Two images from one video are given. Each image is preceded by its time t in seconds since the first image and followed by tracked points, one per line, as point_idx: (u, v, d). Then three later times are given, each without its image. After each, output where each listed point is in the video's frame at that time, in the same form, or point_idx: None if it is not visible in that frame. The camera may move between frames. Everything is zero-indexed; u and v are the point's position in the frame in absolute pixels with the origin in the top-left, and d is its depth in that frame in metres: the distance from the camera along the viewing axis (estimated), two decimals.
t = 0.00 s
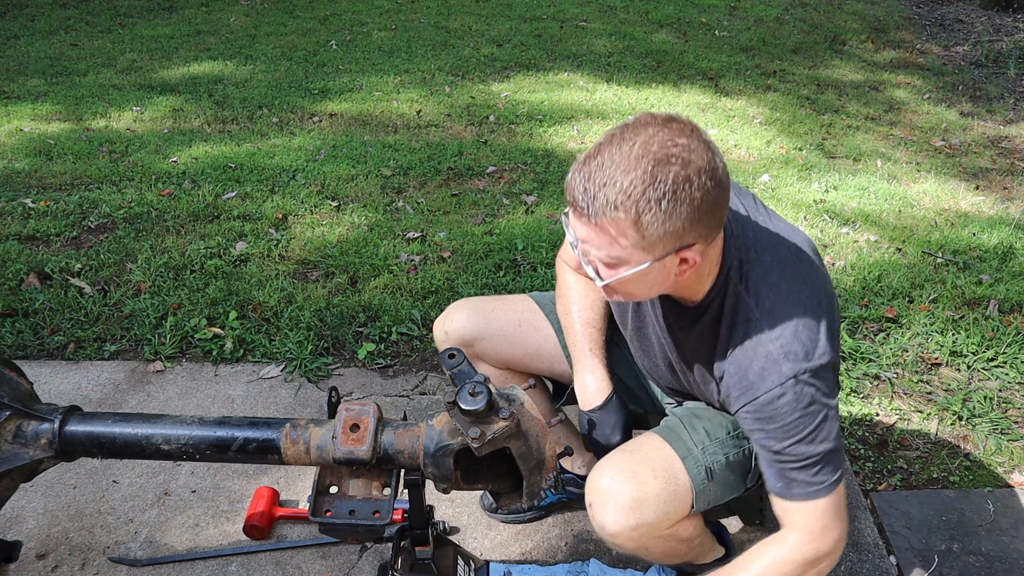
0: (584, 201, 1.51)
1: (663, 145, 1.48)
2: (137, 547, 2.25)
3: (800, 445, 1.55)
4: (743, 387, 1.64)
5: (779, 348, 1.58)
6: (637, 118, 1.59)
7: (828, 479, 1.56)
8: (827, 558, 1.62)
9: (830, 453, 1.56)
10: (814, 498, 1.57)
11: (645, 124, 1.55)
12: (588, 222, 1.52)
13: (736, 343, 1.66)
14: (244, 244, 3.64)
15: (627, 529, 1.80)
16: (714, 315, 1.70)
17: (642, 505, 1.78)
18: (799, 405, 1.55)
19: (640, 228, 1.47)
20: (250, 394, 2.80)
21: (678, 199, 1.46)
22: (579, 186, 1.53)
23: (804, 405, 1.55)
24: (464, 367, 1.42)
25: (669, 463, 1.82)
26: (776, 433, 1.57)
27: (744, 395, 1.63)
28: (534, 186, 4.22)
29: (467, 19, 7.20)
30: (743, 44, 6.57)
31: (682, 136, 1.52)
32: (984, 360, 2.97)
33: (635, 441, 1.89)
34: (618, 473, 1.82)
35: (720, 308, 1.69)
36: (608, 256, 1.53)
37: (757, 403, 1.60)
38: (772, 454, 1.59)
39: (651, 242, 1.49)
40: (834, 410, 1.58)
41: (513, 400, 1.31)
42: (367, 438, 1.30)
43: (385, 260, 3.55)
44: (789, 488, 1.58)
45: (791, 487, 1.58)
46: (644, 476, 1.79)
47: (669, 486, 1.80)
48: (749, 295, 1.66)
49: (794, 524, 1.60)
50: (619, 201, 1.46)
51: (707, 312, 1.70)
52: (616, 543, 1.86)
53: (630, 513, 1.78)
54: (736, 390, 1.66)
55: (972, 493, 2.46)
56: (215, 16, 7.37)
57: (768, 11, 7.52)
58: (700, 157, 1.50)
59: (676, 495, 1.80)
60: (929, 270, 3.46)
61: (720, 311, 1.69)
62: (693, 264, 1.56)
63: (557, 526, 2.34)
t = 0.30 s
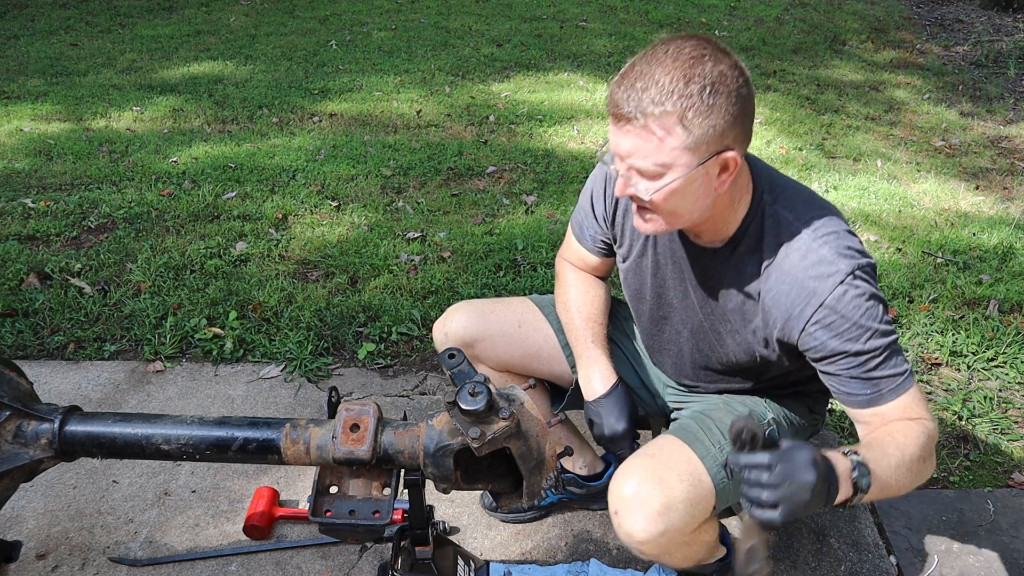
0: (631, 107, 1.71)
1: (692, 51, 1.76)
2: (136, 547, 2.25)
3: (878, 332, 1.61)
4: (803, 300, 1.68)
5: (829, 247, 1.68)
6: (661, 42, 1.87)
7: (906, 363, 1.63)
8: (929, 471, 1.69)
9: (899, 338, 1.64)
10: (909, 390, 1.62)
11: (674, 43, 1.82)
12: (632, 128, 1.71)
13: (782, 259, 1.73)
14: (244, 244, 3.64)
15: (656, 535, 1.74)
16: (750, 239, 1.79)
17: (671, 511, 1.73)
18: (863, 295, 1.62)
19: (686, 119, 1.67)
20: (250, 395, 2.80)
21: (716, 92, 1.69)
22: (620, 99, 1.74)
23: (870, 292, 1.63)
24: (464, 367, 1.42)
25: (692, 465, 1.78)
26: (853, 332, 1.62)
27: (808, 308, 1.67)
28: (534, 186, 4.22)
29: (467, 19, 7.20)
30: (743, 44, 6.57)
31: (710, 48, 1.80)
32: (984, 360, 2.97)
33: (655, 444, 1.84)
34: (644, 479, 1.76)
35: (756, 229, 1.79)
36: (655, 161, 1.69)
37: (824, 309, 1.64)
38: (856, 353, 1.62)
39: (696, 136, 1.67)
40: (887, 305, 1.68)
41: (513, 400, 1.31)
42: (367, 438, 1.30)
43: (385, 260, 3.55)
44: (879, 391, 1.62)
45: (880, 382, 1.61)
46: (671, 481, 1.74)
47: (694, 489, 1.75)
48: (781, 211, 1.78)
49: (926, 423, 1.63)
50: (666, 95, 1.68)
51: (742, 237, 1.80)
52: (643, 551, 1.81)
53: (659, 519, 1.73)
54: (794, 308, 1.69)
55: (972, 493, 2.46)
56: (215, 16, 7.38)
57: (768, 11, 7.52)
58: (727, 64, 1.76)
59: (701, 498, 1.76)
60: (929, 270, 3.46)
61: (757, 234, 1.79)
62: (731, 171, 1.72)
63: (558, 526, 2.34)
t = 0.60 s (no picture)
0: (686, 71, 1.79)
1: (730, 11, 1.86)
2: (136, 547, 2.25)
3: (898, 283, 1.71)
4: (830, 246, 1.78)
5: (861, 201, 1.80)
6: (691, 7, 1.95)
7: (919, 321, 1.72)
8: (906, 426, 1.74)
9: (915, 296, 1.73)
10: (916, 347, 1.71)
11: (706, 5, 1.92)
12: (691, 92, 1.79)
13: (815, 208, 1.84)
14: (244, 244, 3.64)
15: (718, 547, 1.71)
16: (785, 190, 1.89)
17: (731, 521, 1.72)
18: (890, 247, 1.74)
19: (742, 74, 1.78)
20: (250, 395, 2.80)
21: (763, 45, 1.82)
22: (673, 65, 1.81)
23: (896, 246, 1.74)
24: (464, 366, 1.41)
25: (745, 475, 1.80)
26: (873, 280, 1.72)
27: (834, 253, 1.77)
28: (534, 186, 4.22)
29: (467, 19, 7.20)
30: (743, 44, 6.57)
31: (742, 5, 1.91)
32: (984, 360, 2.97)
33: (703, 456, 1.84)
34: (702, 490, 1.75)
35: (793, 180, 1.90)
36: (716, 121, 1.79)
37: (849, 255, 1.75)
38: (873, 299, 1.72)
39: (751, 90, 1.79)
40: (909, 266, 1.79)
41: (513, 400, 1.31)
42: (367, 438, 1.30)
43: (385, 260, 3.55)
44: (888, 340, 1.71)
45: (888, 332, 1.71)
46: (729, 490, 1.75)
47: (749, 498, 1.77)
48: (817, 165, 1.90)
49: (915, 377, 1.69)
50: (722, 55, 1.78)
51: (781, 187, 1.90)
52: (699, 566, 1.76)
53: (721, 530, 1.71)
54: (820, 253, 1.80)
55: (972, 493, 2.46)
56: (215, 16, 7.37)
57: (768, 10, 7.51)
58: (762, 18, 1.89)
59: (754, 507, 1.78)
60: (929, 270, 3.46)
61: (791, 186, 1.89)
62: (779, 116, 1.85)
63: (558, 526, 2.34)
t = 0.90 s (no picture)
0: (698, 74, 1.79)
1: (742, 13, 1.85)
2: (136, 547, 2.25)
3: (898, 278, 1.74)
4: (839, 235, 1.79)
5: (873, 191, 1.80)
6: (703, 7, 1.94)
7: (908, 319, 1.77)
8: (863, 407, 1.85)
9: (911, 293, 1.77)
10: (896, 342, 1.78)
11: (717, 5, 1.91)
12: (704, 97, 1.80)
13: (826, 196, 1.84)
14: (244, 244, 3.64)
15: (724, 559, 1.69)
16: (796, 180, 1.89)
17: (739, 533, 1.70)
18: (898, 241, 1.75)
19: (753, 76, 1.78)
20: (250, 395, 2.80)
21: (775, 48, 1.82)
22: (685, 70, 1.81)
23: (903, 241, 1.75)
24: (464, 366, 1.41)
25: (752, 484, 1.79)
26: (874, 272, 1.75)
27: (842, 242, 1.78)
28: (534, 186, 4.22)
29: (467, 19, 7.20)
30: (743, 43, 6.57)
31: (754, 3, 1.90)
32: (984, 360, 2.97)
33: (711, 464, 1.83)
34: (709, 499, 1.74)
35: (804, 169, 1.89)
36: (728, 124, 1.80)
37: (856, 246, 1.76)
38: (869, 291, 1.76)
39: (762, 91, 1.80)
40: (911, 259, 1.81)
41: (513, 400, 1.31)
42: (366, 438, 1.30)
43: (385, 260, 3.55)
44: (871, 334, 1.79)
45: (874, 325, 1.79)
46: (736, 501, 1.73)
47: (756, 508, 1.76)
48: (829, 155, 1.89)
49: (882, 366, 1.78)
50: (734, 59, 1.78)
51: (791, 178, 1.90)
52: None
53: (728, 541, 1.69)
54: (828, 241, 1.81)
55: (972, 493, 2.46)
56: (215, 16, 7.38)
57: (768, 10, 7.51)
58: (774, 17, 1.88)
59: (761, 517, 1.77)
60: (929, 270, 3.46)
61: (802, 175, 1.89)
62: (791, 114, 1.85)
63: (557, 526, 2.34)
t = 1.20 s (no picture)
0: (683, 75, 1.79)
1: (725, 15, 1.85)
2: (136, 547, 2.25)
3: (890, 276, 1.72)
4: (831, 232, 1.78)
5: (867, 189, 1.79)
6: (687, 10, 1.95)
7: (902, 318, 1.75)
8: (854, 406, 1.85)
9: (906, 293, 1.75)
10: (888, 342, 1.77)
11: (701, 6, 1.92)
12: (690, 98, 1.81)
13: (820, 194, 1.83)
14: (244, 244, 3.64)
15: (735, 563, 1.69)
16: (789, 177, 1.89)
17: (749, 537, 1.70)
18: (892, 238, 1.73)
19: (739, 76, 1.79)
20: (250, 395, 2.80)
21: (759, 47, 1.82)
22: (671, 72, 1.82)
23: (897, 239, 1.74)
24: (464, 366, 1.41)
25: (759, 487, 1.79)
26: (865, 270, 1.74)
27: (834, 238, 1.77)
28: (534, 186, 4.22)
29: (467, 19, 7.20)
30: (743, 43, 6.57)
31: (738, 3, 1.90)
32: (984, 360, 2.97)
33: (717, 468, 1.82)
34: (719, 504, 1.73)
35: (797, 167, 1.89)
36: (715, 124, 1.81)
37: (848, 242, 1.75)
38: (861, 289, 1.75)
39: (748, 90, 1.80)
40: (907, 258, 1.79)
41: (513, 400, 1.31)
42: (366, 438, 1.29)
43: (385, 260, 3.55)
44: (864, 332, 1.78)
45: (866, 323, 1.77)
46: (746, 505, 1.73)
47: (764, 511, 1.76)
48: (824, 153, 1.88)
49: (871, 366, 1.78)
50: (718, 59, 1.78)
51: (784, 176, 1.89)
52: None
53: (739, 545, 1.68)
54: (821, 237, 1.80)
55: (972, 493, 2.46)
56: (215, 16, 7.38)
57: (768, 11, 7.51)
58: (757, 17, 1.88)
59: (769, 520, 1.77)
60: (929, 270, 3.46)
61: (795, 173, 1.88)
62: (779, 113, 1.85)
63: (557, 526, 2.34)
